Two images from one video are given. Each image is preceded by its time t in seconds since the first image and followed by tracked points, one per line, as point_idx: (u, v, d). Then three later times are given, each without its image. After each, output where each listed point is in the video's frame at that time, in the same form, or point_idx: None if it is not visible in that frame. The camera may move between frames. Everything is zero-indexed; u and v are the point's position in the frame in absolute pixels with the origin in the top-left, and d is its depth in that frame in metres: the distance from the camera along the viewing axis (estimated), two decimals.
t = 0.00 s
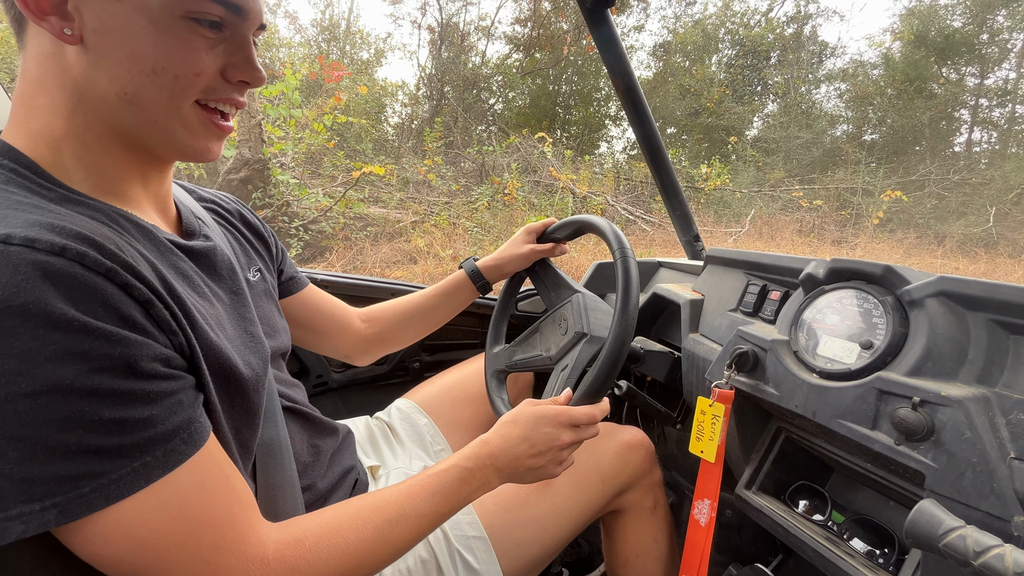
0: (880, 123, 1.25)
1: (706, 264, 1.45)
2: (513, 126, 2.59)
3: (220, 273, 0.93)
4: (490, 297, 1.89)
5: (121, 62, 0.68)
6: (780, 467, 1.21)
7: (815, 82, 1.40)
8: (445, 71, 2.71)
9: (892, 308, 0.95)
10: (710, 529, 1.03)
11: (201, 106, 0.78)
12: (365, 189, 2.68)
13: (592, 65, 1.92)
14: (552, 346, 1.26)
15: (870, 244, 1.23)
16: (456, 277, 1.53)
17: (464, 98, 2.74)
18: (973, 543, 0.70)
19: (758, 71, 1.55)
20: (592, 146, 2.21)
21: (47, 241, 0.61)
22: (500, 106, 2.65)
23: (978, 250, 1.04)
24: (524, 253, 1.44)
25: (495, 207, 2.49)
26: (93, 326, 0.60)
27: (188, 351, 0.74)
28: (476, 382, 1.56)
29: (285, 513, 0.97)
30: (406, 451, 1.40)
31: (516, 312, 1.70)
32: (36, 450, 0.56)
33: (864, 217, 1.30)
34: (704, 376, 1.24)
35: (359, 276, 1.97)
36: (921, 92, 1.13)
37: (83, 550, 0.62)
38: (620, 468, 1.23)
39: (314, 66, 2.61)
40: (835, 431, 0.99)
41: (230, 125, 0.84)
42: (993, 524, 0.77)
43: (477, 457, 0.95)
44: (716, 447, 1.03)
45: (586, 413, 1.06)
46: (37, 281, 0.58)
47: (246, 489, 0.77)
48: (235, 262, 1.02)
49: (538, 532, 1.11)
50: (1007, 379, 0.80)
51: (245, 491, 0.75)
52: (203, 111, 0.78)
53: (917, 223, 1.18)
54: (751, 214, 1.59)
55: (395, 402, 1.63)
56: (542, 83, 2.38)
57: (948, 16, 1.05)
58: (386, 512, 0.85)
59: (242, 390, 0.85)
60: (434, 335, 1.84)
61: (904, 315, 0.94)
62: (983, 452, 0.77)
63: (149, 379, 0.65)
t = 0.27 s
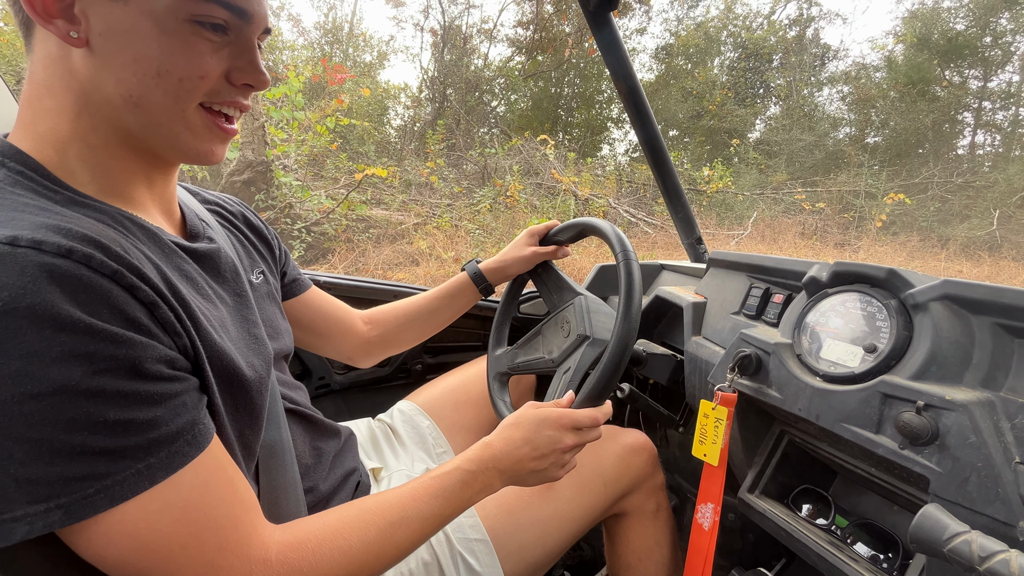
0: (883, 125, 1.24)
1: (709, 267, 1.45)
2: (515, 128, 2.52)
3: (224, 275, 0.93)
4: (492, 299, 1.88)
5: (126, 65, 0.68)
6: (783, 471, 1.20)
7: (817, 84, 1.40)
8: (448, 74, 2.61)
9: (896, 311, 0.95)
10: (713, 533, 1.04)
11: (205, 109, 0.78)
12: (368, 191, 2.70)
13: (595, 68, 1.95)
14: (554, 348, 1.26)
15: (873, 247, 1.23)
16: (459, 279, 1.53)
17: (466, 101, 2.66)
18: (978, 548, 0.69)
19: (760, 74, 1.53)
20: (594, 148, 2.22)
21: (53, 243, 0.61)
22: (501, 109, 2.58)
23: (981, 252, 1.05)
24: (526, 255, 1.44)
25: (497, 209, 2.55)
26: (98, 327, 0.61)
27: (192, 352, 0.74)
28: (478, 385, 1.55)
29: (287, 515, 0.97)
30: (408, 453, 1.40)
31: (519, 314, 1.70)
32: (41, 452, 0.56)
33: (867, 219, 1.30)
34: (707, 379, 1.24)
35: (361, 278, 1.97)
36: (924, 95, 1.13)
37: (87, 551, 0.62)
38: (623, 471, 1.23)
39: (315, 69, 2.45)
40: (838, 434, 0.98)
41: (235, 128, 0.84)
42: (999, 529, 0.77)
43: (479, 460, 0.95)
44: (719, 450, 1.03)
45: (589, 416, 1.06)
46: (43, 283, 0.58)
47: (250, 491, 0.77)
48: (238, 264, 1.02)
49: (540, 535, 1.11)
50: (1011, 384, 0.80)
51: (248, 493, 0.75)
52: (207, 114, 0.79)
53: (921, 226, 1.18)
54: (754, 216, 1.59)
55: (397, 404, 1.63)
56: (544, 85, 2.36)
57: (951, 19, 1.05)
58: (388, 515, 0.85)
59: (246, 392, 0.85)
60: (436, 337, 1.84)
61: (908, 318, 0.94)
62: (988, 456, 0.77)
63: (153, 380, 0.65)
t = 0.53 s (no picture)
0: (885, 128, 1.24)
1: (711, 269, 1.45)
2: (517, 130, 2.52)
3: (227, 276, 0.94)
4: (494, 300, 1.88)
5: (130, 66, 0.69)
6: (785, 473, 1.20)
7: (819, 87, 1.40)
8: (450, 76, 2.64)
9: (899, 314, 0.95)
10: (714, 534, 1.03)
11: (208, 111, 0.78)
12: (369, 193, 2.68)
13: (597, 70, 1.96)
14: (556, 350, 1.26)
15: (875, 249, 1.23)
16: (461, 281, 1.53)
17: (468, 103, 2.68)
18: (981, 552, 0.69)
19: (762, 76, 1.55)
20: (595, 150, 2.22)
21: (57, 243, 0.62)
22: (503, 111, 2.58)
23: (984, 255, 1.05)
24: (528, 257, 1.44)
25: (499, 211, 2.53)
26: (102, 328, 0.61)
27: (195, 353, 0.75)
28: (479, 386, 1.55)
29: (289, 516, 0.97)
30: (410, 455, 1.40)
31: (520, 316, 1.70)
32: (45, 452, 0.56)
33: (869, 221, 1.29)
34: (709, 381, 1.24)
35: (363, 279, 1.98)
36: (926, 97, 1.13)
37: (90, 551, 0.62)
38: (624, 473, 1.23)
39: (320, 70, 2.68)
40: (841, 437, 0.98)
41: (238, 129, 0.84)
42: (1002, 533, 0.76)
43: (481, 461, 0.95)
44: (721, 452, 1.02)
45: (590, 418, 1.06)
46: (47, 283, 0.58)
47: (252, 492, 0.77)
48: (241, 265, 1.03)
49: (542, 537, 1.10)
50: (1014, 387, 0.79)
51: (250, 494, 0.75)
52: (210, 116, 0.79)
53: (923, 228, 1.18)
54: (755, 218, 1.63)
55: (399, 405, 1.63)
56: (546, 88, 2.32)
57: (954, 21, 1.04)
58: (390, 516, 0.85)
59: (248, 393, 0.85)
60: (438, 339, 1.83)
61: (911, 321, 0.93)
62: (991, 459, 0.77)
63: (156, 380, 0.65)
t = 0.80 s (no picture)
0: (887, 129, 1.24)
1: (712, 270, 1.45)
2: (519, 132, 2.57)
3: (229, 276, 0.94)
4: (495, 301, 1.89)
5: (133, 67, 0.69)
6: (787, 475, 1.20)
7: (821, 88, 1.41)
8: (451, 77, 2.61)
9: (900, 315, 0.95)
10: (714, 535, 1.02)
11: (211, 112, 0.79)
12: (371, 194, 2.67)
13: (599, 71, 1.97)
14: (557, 351, 1.26)
15: (877, 251, 1.23)
16: (462, 282, 1.53)
17: (470, 104, 2.67)
18: (983, 554, 0.69)
19: (764, 78, 1.56)
20: (597, 152, 2.23)
21: (61, 243, 0.62)
22: (505, 112, 2.62)
23: (987, 257, 1.04)
24: (530, 258, 1.44)
25: (500, 212, 2.52)
26: (104, 327, 0.61)
27: (197, 352, 0.75)
28: (481, 387, 1.55)
29: (291, 516, 0.98)
30: (411, 456, 1.40)
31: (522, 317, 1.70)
32: (47, 450, 0.57)
33: (871, 223, 1.28)
34: (710, 382, 1.24)
35: (365, 280, 1.98)
36: (929, 99, 1.13)
37: (92, 550, 0.62)
38: (626, 474, 1.23)
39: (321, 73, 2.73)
40: (842, 439, 0.98)
41: (241, 130, 0.85)
42: (1004, 536, 0.76)
43: (482, 462, 0.95)
44: (722, 453, 1.02)
45: (592, 419, 1.06)
46: (50, 282, 0.59)
47: (253, 491, 0.77)
48: (244, 265, 1.03)
49: (543, 538, 1.10)
50: (1016, 389, 0.79)
51: (251, 494, 0.75)
52: (213, 117, 0.79)
53: (925, 230, 1.17)
54: (757, 220, 1.61)
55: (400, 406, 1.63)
56: (548, 89, 2.33)
57: (956, 23, 1.04)
58: (391, 516, 0.85)
59: (250, 392, 0.85)
60: (440, 340, 1.83)
61: (913, 322, 0.93)
62: (993, 462, 0.76)
63: (158, 380, 0.65)
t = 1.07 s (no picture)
0: (890, 131, 1.24)
1: (715, 272, 1.44)
2: (521, 134, 2.58)
3: (232, 277, 0.94)
4: (498, 303, 1.88)
5: (136, 70, 0.69)
6: (791, 478, 1.19)
7: (824, 90, 1.40)
8: (454, 79, 2.64)
9: (905, 318, 0.94)
10: (718, 540, 1.02)
11: (214, 114, 0.79)
12: (373, 196, 2.68)
13: (601, 72, 1.96)
14: (559, 353, 1.26)
15: (880, 252, 1.22)
16: (464, 283, 1.53)
17: (472, 105, 2.71)
18: (989, 559, 0.68)
19: (767, 79, 1.57)
20: (599, 153, 2.24)
21: (64, 244, 0.62)
22: (507, 114, 2.62)
23: (991, 259, 1.04)
24: (532, 260, 1.43)
25: (502, 213, 2.52)
26: (107, 328, 0.61)
27: (199, 353, 0.75)
28: (482, 390, 1.55)
29: (293, 517, 0.98)
30: (413, 457, 1.40)
31: (524, 319, 1.69)
32: (50, 451, 0.57)
33: (875, 226, 1.29)
34: (713, 384, 1.23)
35: (367, 282, 1.98)
36: (932, 100, 1.13)
37: (94, 551, 0.62)
38: (628, 476, 1.23)
39: (325, 74, 2.76)
40: (846, 442, 0.98)
41: (244, 132, 0.85)
42: (1010, 540, 0.76)
43: (484, 464, 0.94)
44: (725, 457, 1.02)
45: (594, 421, 1.06)
46: (53, 284, 0.59)
47: (256, 493, 0.77)
48: (247, 267, 1.03)
49: (545, 540, 1.10)
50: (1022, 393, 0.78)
51: (254, 495, 0.75)
52: (216, 119, 0.79)
53: (929, 232, 1.16)
54: (760, 221, 1.60)
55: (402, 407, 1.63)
56: (550, 91, 2.33)
57: (960, 24, 1.04)
58: (393, 518, 0.84)
59: (252, 394, 0.85)
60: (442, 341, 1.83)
61: (917, 325, 0.93)
62: (999, 465, 0.76)
63: (160, 381, 0.65)
